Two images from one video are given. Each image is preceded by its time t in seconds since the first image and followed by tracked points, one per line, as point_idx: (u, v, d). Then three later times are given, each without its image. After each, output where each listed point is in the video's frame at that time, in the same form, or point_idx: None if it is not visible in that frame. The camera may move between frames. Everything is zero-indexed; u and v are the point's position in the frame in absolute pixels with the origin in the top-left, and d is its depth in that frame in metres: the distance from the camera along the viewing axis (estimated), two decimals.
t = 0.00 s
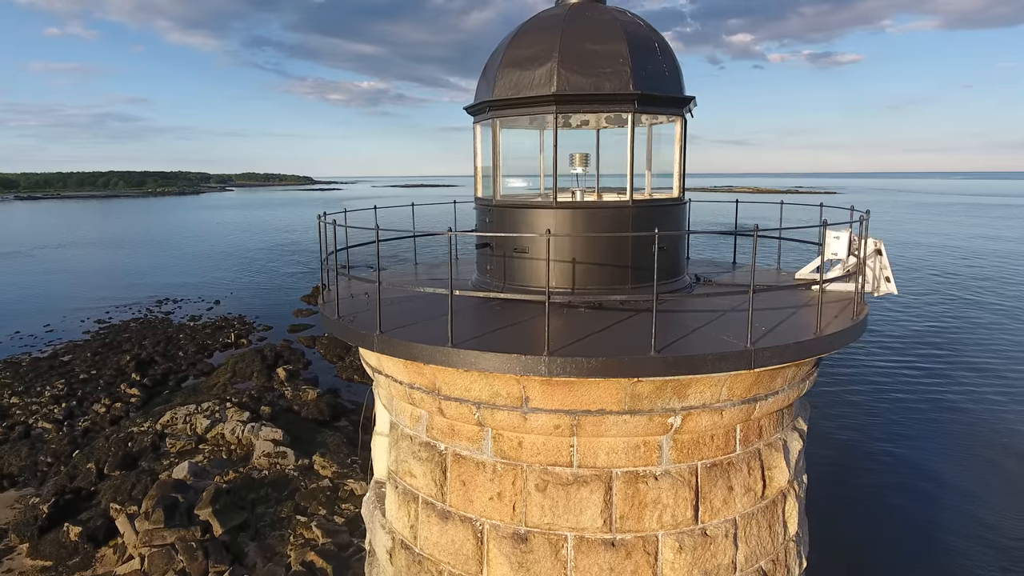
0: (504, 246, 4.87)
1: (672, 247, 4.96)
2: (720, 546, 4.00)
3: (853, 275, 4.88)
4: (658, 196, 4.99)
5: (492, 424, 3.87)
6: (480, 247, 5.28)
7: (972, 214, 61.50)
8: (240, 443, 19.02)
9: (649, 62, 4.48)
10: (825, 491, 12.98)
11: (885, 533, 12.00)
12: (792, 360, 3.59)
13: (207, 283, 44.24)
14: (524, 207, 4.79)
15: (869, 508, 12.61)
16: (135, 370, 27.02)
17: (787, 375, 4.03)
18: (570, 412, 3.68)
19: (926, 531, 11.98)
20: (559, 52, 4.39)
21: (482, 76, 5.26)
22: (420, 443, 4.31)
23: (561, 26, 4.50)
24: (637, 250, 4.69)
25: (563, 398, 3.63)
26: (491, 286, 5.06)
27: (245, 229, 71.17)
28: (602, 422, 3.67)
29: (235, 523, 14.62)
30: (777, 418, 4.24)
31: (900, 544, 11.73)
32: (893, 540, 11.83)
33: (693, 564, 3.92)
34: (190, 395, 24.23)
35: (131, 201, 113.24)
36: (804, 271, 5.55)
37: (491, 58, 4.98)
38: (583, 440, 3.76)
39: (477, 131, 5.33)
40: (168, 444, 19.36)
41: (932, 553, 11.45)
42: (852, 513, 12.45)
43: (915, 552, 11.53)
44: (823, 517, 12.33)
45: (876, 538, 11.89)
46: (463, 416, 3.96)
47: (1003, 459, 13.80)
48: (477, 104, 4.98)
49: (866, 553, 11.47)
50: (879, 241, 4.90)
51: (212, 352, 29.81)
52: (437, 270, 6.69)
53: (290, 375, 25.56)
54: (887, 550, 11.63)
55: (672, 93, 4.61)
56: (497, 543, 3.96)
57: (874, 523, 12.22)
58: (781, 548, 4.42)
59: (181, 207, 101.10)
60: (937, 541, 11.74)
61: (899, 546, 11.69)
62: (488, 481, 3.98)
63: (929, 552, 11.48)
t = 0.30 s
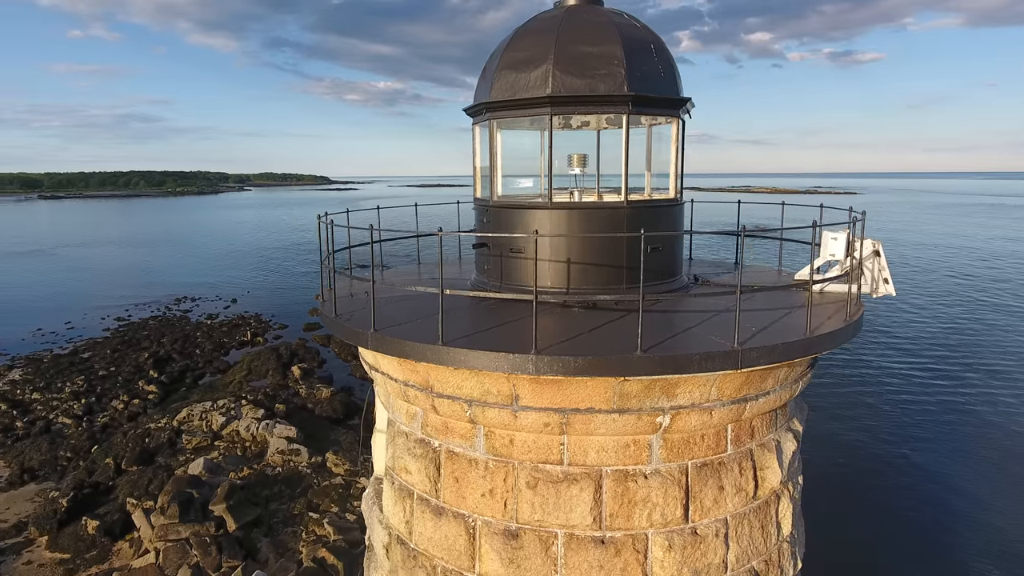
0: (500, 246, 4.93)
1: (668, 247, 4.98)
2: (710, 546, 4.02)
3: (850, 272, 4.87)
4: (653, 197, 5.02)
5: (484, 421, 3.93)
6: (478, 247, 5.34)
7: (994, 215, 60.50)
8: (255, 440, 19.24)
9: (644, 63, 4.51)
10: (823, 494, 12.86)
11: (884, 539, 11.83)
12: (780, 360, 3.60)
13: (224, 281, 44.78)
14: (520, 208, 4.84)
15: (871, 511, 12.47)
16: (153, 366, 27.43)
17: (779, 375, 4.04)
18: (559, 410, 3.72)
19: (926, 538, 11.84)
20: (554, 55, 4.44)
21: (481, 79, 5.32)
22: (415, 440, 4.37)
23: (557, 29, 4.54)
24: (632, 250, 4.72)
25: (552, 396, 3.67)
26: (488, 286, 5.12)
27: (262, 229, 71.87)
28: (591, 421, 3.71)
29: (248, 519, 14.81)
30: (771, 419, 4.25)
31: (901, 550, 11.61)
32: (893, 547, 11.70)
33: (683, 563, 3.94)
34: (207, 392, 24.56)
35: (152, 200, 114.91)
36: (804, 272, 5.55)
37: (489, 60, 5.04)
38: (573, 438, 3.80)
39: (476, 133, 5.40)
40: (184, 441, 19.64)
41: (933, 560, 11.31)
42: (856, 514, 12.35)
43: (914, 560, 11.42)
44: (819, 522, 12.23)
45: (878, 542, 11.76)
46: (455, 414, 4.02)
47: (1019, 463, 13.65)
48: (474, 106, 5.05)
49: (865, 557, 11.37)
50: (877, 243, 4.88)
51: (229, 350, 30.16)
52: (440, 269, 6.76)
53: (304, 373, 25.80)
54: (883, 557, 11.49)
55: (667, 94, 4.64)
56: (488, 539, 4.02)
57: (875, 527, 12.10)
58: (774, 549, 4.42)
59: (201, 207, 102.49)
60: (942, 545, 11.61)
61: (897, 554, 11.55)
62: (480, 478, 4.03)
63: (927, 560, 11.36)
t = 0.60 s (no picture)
0: (495, 246, 4.98)
1: (663, 248, 5.01)
2: (700, 545, 4.04)
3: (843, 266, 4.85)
4: (647, 197, 5.04)
5: (475, 419, 3.98)
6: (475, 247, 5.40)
7: (1019, 216, 59.56)
8: (268, 438, 19.46)
9: (639, 64, 4.53)
10: (818, 496, 13.30)
11: (879, 540, 12.24)
12: (767, 360, 3.60)
13: (242, 280, 45.37)
14: (515, 208, 4.90)
15: (868, 514, 12.86)
16: (170, 363, 27.87)
17: (769, 376, 4.05)
18: (547, 408, 3.77)
19: (919, 542, 12.20)
20: (548, 57, 4.49)
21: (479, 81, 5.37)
22: (410, 437, 4.43)
23: (551, 31, 4.59)
24: (625, 250, 4.76)
25: (540, 394, 3.72)
26: (484, 285, 5.17)
27: (278, 227, 72.52)
28: (578, 419, 3.75)
29: (261, 515, 15.00)
30: (762, 419, 4.26)
31: (896, 551, 11.98)
32: (886, 546, 12.10)
33: (672, 562, 3.97)
34: (222, 390, 24.89)
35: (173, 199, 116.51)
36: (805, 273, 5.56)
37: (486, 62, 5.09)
38: (562, 436, 3.85)
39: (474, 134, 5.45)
40: (199, 437, 19.93)
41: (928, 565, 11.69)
42: (851, 519, 12.76)
43: (909, 564, 11.77)
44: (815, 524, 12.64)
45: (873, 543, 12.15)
46: (447, 412, 4.09)
47: None
48: (472, 108, 5.11)
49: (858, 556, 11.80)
50: (874, 243, 4.86)
51: (244, 348, 30.53)
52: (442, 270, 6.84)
53: (318, 371, 26.04)
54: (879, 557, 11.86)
55: (662, 95, 4.65)
56: (479, 534, 4.08)
57: (871, 530, 12.49)
58: (766, 549, 4.43)
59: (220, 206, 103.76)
60: (937, 551, 11.95)
61: (892, 554, 11.92)
62: (471, 475, 4.09)
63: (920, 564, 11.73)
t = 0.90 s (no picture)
0: (490, 246, 5.05)
1: (657, 248, 5.04)
2: (688, 543, 4.07)
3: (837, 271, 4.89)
4: (641, 198, 5.08)
5: (465, 417, 4.04)
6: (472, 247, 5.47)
7: None
8: (281, 435, 19.67)
9: (633, 66, 4.57)
10: (822, 495, 13.32)
11: (883, 540, 12.25)
12: (753, 360, 3.62)
13: (257, 279, 45.86)
14: (510, 208, 4.97)
15: (874, 514, 12.86)
16: (185, 361, 28.23)
17: (758, 376, 4.06)
18: (535, 406, 3.82)
19: (925, 543, 12.20)
20: (542, 59, 4.54)
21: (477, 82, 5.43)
22: (403, 434, 4.50)
23: (546, 33, 4.64)
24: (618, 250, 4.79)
25: (528, 392, 3.77)
26: (480, 285, 5.24)
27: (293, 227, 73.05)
28: (566, 417, 3.80)
29: (272, 512, 15.16)
30: (752, 419, 4.28)
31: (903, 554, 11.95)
32: (892, 548, 12.09)
33: (660, 560, 4.00)
34: (236, 387, 25.16)
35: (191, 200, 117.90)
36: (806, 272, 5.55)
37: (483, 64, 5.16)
38: (551, 434, 3.90)
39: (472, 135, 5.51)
40: (213, 434, 20.18)
41: (930, 566, 11.72)
42: (857, 519, 12.74)
43: (912, 565, 11.80)
44: (817, 523, 12.68)
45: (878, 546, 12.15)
46: (439, 410, 4.15)
47: None
48: (468, 109, 5.17)
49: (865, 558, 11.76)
50: (869, 245, 4.84)
51: (259, 346, 30.85)
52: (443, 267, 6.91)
53: (331, 370, 26.24)
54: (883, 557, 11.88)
55: (656, 96, 4.68)
56: (469, 531, 4.14)
57: (875, 529, 12.50)
58: (757, 549, 4.44)
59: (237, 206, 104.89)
60: (943, 552, 11.95)
61: (897, 556, 11.92)
62: (462, 472, 4.15)
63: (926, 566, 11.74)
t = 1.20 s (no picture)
0: (484, 246, 5.11)
1: (651, 248, 5.05)
2: (676, 542, 4.09)
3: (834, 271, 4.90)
4: (634, 198, 5.11)
5: (456, 414, 4.10)
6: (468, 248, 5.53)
7: None
8: (293, 433, 19.87)
9: (625, 67, 4.60)
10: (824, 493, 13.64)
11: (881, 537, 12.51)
12: (738, 361, 3.63)
13: (272, 277, 46.36)
14: (503, 209, 5.03)
15: (875, 515, 13.10)
16: (201, 358, 28.61)
17: (747, 376, 4.07)
18: (523, 404, 3.87)
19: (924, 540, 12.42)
20: (534, 60, 4.59)
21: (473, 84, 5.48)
22: (397, 431, 4.56)
23: (539, 35, 4.69)
24: (610, 250, 4.82)
25: (516, 391, 3.82)
26: (475, 284, 5.30)
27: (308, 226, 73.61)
28: (553, 415, 3.85)
29: (283, 509, 15.32)
30: (742, 419, 4.29)
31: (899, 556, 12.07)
32: (890, 544, 12.36)
33: (647, 558, 4.03)
34: (250, 385, 25.46)
35: (208, 199, 119.25)
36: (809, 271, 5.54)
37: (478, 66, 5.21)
38: (539, 432, 3.94)
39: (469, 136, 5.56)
40: (227, 432, 20.44)
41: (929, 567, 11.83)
42: (855, 522, 12.89)
43: (911, 566, 11.90)
44: (816, 517, 13.02)
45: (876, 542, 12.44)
46: (429, 407, 4.21)
47: None
48: (463, 110, 5.24)
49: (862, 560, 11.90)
50: (863, 246, 4.83)
51: (273, 345, 31.18)
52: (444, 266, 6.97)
53: (344, 368, 26.45)
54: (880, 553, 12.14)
55: (648, 98, 4.71)
56: (459, 527, 4.20)
57: (876, 528, 12.75)
58: (748, 548, 4.45)
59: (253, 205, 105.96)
60: (942, 555, 12.05)
61: (894, 551, 12.18)
62: (452, 469, 4.20)
63: (923, 562, 11.95)
